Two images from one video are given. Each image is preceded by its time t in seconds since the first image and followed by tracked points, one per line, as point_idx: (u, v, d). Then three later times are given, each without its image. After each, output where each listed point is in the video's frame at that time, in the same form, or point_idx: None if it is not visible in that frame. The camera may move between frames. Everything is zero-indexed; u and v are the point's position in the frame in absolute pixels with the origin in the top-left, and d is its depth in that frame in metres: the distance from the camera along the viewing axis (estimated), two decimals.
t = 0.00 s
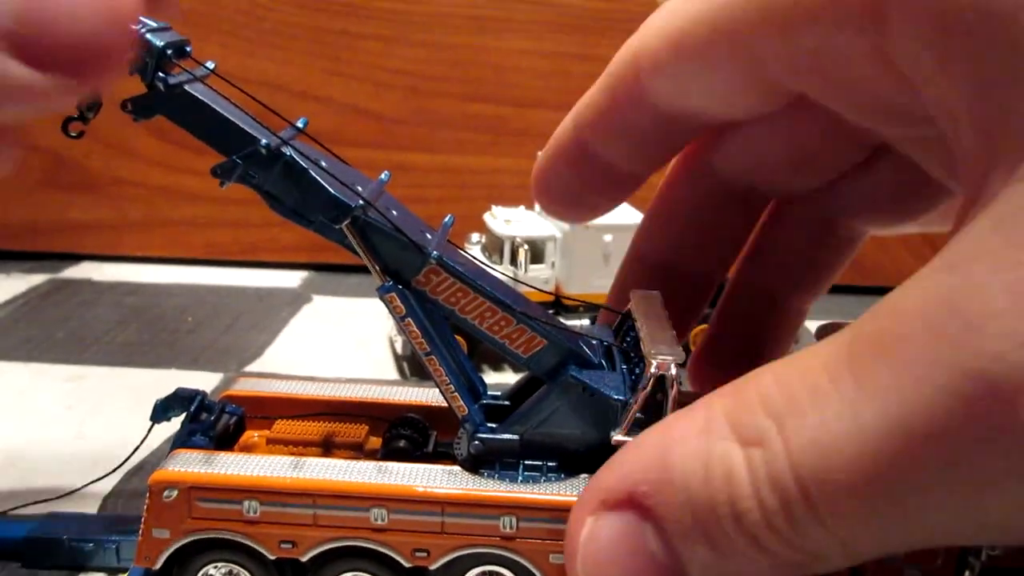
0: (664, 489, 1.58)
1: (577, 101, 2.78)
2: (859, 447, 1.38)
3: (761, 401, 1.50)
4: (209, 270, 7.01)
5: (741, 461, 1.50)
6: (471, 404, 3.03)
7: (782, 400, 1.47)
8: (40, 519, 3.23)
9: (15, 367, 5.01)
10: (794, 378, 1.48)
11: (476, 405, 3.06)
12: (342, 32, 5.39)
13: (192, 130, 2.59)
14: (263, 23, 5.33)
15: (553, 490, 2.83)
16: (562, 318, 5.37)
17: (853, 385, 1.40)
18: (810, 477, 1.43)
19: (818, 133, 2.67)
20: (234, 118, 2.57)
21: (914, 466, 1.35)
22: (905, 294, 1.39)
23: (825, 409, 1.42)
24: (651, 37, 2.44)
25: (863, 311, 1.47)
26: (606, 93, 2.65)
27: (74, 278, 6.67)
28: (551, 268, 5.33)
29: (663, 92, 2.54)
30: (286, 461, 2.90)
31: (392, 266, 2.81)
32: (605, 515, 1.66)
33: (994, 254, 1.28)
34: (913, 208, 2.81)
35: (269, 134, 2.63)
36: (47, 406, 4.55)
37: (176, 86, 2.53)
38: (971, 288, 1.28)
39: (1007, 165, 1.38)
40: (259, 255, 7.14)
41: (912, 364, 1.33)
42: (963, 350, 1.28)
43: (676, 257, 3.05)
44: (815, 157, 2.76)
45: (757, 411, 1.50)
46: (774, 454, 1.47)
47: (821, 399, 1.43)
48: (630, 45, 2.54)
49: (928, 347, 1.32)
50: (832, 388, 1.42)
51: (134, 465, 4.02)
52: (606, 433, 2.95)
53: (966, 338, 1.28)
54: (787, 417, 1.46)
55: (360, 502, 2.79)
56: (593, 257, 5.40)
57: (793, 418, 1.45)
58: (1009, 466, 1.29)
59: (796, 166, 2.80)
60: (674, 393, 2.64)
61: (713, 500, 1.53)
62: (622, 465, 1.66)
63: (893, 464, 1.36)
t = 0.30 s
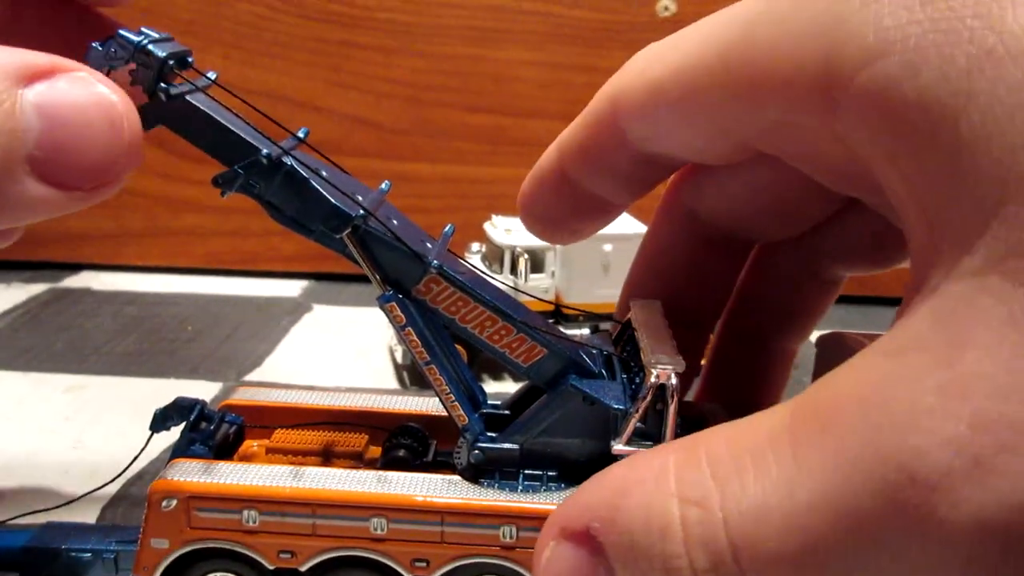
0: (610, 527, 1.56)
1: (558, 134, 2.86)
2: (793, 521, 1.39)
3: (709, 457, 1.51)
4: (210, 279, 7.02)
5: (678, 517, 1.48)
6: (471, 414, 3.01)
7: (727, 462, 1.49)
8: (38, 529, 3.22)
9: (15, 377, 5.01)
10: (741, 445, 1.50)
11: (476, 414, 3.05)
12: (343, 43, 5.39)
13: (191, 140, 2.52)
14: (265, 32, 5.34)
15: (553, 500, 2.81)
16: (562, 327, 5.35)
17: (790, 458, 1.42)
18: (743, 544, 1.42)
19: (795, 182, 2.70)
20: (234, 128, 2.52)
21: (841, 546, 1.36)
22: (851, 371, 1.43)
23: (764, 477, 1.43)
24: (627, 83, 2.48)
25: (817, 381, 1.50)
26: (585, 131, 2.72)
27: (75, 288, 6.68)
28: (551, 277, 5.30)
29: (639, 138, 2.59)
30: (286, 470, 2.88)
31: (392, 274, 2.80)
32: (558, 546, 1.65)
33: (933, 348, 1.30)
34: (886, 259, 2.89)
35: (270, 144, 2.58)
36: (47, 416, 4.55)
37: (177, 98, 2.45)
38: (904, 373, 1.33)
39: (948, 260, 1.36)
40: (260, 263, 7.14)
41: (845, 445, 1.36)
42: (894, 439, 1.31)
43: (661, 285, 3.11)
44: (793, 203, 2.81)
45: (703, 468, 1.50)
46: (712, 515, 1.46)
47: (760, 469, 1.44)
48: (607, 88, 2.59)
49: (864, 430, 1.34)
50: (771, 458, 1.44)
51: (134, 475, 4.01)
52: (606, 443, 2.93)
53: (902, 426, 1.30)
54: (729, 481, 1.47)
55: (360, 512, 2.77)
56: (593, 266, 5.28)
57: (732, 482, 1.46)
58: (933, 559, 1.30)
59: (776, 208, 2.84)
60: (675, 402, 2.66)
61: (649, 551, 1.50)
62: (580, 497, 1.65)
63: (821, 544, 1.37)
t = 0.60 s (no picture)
0: (596, 543, 1.58)
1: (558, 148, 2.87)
2: (777, 549, 1.40)
3: (693, 479, 1.53)
4: (210, 280, 7.02)
5: (659, 539, 1.49)
6: (471, 414, 3.01)
7: (711, 484, 1.50)
8: (38, 530, 3.21)
9: (15, 378, 5.01)
10: (727, 469, 1.51)
11: (476, 414, 3.04)
12: (343, 43, 5.37)
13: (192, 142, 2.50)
14: (264, 32, 5.33)
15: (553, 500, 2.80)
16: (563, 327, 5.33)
17: (776, 483, 1.43)
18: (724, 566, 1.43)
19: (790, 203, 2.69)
20: (234, 129, 2.49)
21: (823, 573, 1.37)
22: (836, 397, 1.44)
23: (748, 501, 1.44)
24: (623, 102, 2.49)
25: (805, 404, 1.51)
26: (583, 146, 2.74)
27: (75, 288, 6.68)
28: (552, 278, 5.33)
29: (633, 156, 2.61)
30: (286, 471, 2.88)
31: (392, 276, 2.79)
32: (546, 556, 1.67)
33: (918, 379, 1.31)
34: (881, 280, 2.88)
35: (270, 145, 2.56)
36: (47, 416, 4.55)
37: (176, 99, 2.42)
38: (890, 405, 1.33)
39: (933, 288, 1.36)
40: (259, 264, 7.14)
41: (830, 472, 1.37)
42: (879, 471, 1.31)
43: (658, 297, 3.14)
44: (788, 223, 2.80)
45: (687, 490, 1.52)
46: (694, 537, 1.46)
47: (744, 493, 1.46)
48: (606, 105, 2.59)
49: (850, 461, 1.35)
50: (755, 483, 1.46)
51: (134, 475, 4.01)
52: (606, 443, 2.93)
53: (885, 459, 1.31)
54: (712, 505, 1.47)
55: (360, 512, 2.76)
56: (593, 265, 5.23)
57: (715, 504, 1.47)
58: None
59: (771, 228, 2.84)
60: (676, 403, 2.66)
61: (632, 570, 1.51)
62: (568, 508, 1.68)
63: (803, 569, 1.38)
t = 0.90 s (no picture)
0: (605, 550, 1.56)
1: (567, 157, 2.87)
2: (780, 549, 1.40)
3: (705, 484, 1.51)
4: (210, 279, 7.02)
5: (670, 547, 1.49)
6: (471, 414, 3.01)
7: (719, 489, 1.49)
8: (38, 530, 3.20)
9: (15, 377, 5.01)
10: (735, 475, 1.51)
11: (476, 414, 3.04)
12: (343, 43, 5.35)
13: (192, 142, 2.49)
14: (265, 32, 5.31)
15: (554, 500, 2.80)
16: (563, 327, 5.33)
17: (786, 488, 1.44)
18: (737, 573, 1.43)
19: (798, 217, 2.70)
20: (234, 129, 2.47)
21: None
22: (846, 402, 1.45)
23: (759, 507, 1.45)
24: (633, 114, 2.49)
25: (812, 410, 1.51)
26: (593, 157, 2.74)
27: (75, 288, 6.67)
28: (551, 277, 5.33)
29: (642, 167, 2.61)
30: (286, 471, 2.88)
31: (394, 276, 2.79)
32: (550, 564, 1.65)
33: (928, 389, 1.32)
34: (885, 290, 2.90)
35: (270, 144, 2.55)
36: (47, 416, 4.55)
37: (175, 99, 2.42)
38: (903, 415, 1.34)
39: (943, 297, 1.36)
40: (259, 263, 7.14)
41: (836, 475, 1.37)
42: (893, 479, 1.32)
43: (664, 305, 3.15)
44: (796, 236, 2.81)
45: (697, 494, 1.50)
46: (707, 544, 1.46)
47: (755, 500, 1.45)
48: (616, 116, 2.60)
49: (864, 467, 1.35)
50: (766, 489, 1.46)
51: (134, 475, 4.00)
52: (606, 444, 2.93)
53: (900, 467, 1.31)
54: (723, 513, 1.47)
55: (361, 513, 2.76)
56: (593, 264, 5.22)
57: (725, 511, 1.47)
58: None
59: (779, 240, 2.85)
60: (676, 403, 2.65)
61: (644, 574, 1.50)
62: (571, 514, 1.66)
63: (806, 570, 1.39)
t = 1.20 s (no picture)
0: (603, 549, 1.60)
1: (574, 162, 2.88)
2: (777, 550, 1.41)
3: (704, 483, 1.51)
4: (211, 278, 7.01)
5: (670, 544, 1.50)
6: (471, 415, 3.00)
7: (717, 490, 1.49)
8: (38, 530, 3.21)
9: (15, 377, 5.01)
10: (734, 472, 1.52)
11: (474, 414, 3.04)
12: (343, 42, 5.32)
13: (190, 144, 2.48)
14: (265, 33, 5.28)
15: (552, 501, 2.80)
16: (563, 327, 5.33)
17: (783, 485, 1.45)
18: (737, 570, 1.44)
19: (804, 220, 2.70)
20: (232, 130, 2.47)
21: None
22: (842, 399, 1.45)
23: (758, 505, 1.46)
24: (640, 117, 2.49)
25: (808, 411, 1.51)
26: (601, 162, 2.74)
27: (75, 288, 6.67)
28: (551, 277, 5.34)
29: (650, 171, 2.61)
30: (285, 472, 2.87)
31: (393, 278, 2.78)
32: (548, 565, 1.68)
33: (924, 388, 1.31)
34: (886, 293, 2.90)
35: (267, 146, 2.53)
36: (47, 416, 4.55)
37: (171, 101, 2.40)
38: (900, 415, 1.33)
39: (939, 296, 1.36)
40: (259, 262, 7.14)
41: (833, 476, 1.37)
42: (890, 477, 1.32)
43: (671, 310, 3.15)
44: (803, 242, 2.81)
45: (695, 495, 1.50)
46: (706, 541, 1.47)
47: (754, 498, 1.46)
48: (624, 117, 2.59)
49: (863, 465, 1.35)
50: (764, 485, 1.47)
51: (134, 475, 4.00)
52: (605, 445, 2.92)
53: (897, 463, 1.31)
54: (722, 511, 1.48)
55: (360, 514, 2.76)
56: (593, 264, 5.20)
57: (724, 508, 1.48)
58: None
59: (785, 246, 2.84)
60: (675, 405, 2.64)
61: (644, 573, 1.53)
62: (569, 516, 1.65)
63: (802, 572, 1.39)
